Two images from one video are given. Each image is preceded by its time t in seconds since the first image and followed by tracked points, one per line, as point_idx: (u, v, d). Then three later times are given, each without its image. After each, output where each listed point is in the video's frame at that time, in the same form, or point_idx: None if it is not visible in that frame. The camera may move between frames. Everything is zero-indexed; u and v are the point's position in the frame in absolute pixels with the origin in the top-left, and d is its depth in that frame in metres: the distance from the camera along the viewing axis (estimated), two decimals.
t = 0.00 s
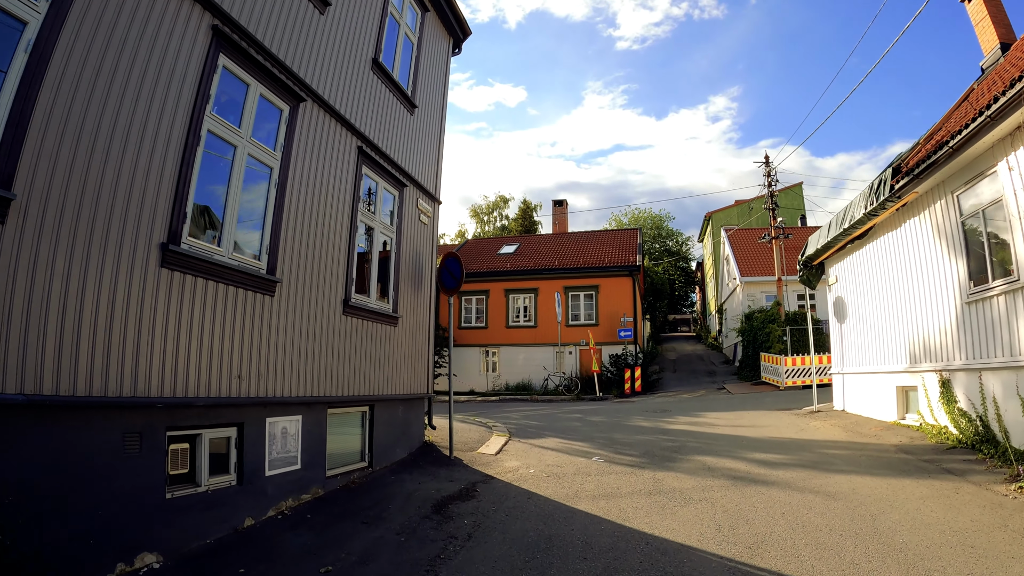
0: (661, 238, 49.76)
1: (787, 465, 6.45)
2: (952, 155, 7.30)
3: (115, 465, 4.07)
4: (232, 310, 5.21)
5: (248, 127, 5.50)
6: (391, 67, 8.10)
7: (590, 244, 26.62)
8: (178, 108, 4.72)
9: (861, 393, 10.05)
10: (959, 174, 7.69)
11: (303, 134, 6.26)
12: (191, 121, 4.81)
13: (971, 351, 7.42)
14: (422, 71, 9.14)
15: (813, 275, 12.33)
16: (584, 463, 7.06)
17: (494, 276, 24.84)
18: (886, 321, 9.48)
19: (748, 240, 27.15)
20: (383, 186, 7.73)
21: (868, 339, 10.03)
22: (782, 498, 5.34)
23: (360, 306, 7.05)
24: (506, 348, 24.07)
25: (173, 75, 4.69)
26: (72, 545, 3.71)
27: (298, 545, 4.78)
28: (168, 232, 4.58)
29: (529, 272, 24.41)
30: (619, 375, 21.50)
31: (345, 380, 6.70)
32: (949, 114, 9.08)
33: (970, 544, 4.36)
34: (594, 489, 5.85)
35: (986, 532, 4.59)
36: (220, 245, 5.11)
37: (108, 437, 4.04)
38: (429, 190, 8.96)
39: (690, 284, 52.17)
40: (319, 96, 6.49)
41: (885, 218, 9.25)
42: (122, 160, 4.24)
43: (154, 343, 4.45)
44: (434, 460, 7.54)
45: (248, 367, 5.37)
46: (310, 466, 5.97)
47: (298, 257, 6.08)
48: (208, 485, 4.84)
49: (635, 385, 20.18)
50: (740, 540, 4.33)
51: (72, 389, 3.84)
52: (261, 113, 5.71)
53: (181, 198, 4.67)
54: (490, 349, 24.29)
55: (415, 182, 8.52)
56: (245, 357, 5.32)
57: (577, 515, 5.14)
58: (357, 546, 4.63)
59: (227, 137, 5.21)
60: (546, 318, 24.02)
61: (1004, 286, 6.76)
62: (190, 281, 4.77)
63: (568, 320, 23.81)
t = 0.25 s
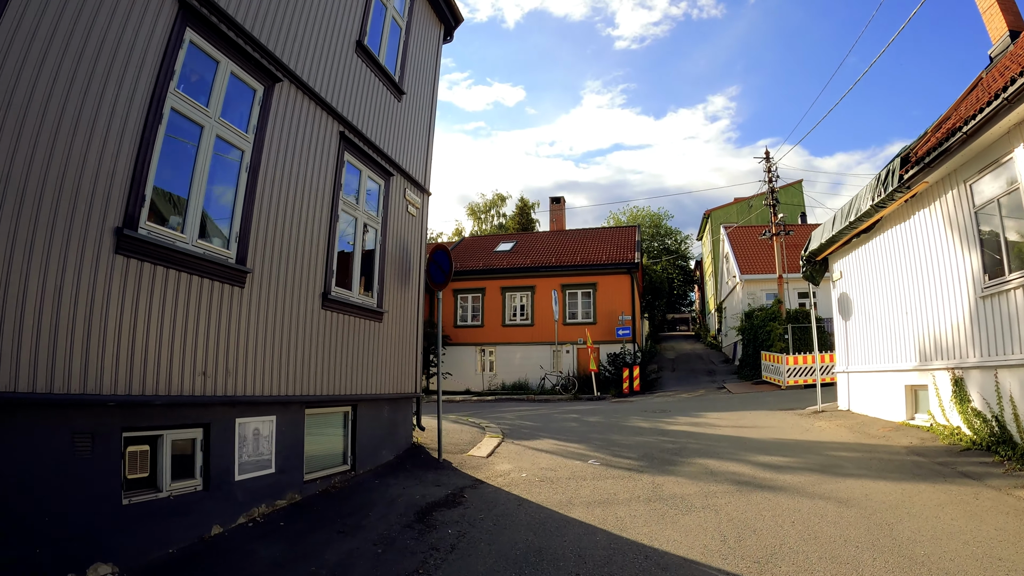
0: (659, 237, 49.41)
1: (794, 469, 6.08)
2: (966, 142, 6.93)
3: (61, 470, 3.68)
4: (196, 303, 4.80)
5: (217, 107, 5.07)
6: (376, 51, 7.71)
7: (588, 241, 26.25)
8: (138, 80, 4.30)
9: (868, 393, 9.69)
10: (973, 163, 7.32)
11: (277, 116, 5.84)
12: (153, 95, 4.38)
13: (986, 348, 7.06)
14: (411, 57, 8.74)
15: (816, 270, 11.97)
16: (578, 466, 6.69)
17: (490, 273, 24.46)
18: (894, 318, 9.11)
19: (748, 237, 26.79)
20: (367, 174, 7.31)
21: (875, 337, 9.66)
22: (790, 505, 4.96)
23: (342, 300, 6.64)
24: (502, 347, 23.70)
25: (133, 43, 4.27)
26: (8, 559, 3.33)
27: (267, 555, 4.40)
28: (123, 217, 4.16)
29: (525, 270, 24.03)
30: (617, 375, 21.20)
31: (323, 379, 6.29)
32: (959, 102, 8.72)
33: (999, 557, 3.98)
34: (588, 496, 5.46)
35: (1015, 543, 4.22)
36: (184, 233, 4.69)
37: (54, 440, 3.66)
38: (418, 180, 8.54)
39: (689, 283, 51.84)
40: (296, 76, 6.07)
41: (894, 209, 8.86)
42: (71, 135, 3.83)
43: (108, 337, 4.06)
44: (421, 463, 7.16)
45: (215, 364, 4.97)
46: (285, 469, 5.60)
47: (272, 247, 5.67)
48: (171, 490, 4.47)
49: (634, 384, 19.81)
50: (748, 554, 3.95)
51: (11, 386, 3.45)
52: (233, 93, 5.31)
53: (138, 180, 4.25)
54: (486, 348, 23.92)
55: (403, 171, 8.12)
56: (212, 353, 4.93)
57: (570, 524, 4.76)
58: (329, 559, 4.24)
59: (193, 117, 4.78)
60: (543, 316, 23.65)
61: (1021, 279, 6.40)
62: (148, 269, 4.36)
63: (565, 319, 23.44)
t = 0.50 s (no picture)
0: (658, 235, 49.06)
1: (802, 478, 5.72)
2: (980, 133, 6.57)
3: None
4: (155, 301, 4.41)
5: (180, 91, 4.71)
6: (359, 37, 7.31)
7: (585, 239, 25.88)
8: (89, 60, 3.95)
9: (875, 395, 9.33)
10: (988, 155, 6.95)
11: (247, 101, 5.44)
12: (106, 77, 4.04)
13: (1003, 350, 6.69)
14: (398, 45, 8.34)
15: (819, 269, 11.58)
16: (572, 474, 6.32)
17: (486, 271, 24.08)
18: (903, 317, 8.74)
19: (747, 235, 26.43)
20: (349, 166, 6.90)
21: (883, 337, 9.29)
22: (798, 520, 4.59)
23: (319, 299, 6.21)
24: (498, 346, 23.33)
25: (86, 20, 3.95)
26: None
27: None
28: (71, 207, 3.81)
29: (522, 268, 23.65)
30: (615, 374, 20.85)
31: (299, 383, 5.89)
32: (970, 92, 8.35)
33: None
34: (581, 509, 5.09)
35: None
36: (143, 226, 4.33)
37: None
38: (405, 174, 8.13)
39: (688, 282, 51.50)
40: (269, 59, 5.67)
41: (902, 204, 8.49)
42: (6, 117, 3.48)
43: (51, 340, 3.68)
44: (407, 470, 6.79)
45: (177, 368, 4.58)
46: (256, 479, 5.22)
47: (243, 241, 5.25)
48: (129, 503, 4.09)
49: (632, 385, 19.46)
50: None
51: None
52: (198, 75, 4.93)
53: (89, 167, 3.90)
54: (482, 347, 23.55)
55: (389, 164, 7.72)
56: (173, 356, 4.55)
57: (561, 541, 4.39)
58: None
59: (152, 101, 4.42)
60: (540, 315, 23.29)
61: None
62: (99, 264, 3.99)
63: (562, 317, 23.06)
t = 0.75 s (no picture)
0: (657, 233, 48.70)
1: (811, 483, 5.37)
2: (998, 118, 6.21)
3: None
4: (110, 290, 4.05)
5: (143, 66, 4.34)
6: (343, 17, 6.93)
7: (583, 236, 25.50)
8: (34, 27, 3.58)
9: (882, 395, 8.98)
10: (1004, 142, 6.60)
11: (218, 79, 5.06)
12: (55, 46, 3.67)
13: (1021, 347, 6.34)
14: (386, 28, 7.96)
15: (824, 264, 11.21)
16: (566, 478, 5.97)
17: (482, 269, 23.70)
18: (914, 314, 8.38)
19: (747, 232, 26.08)
20: (331, 153, 6.52)
21: (892, 335, 8.93)
22: (810, 531, 4.24)
23: (297, 292, 5.81)
24: (495, 345, 22.98)
25: None
26: None
27: None
28: (15, 187, 3.45)
29: (518, 265, 23.28)
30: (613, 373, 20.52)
31: (273, 382, 5.50)
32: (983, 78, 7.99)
33: None
34: (575, 517, 4.74)
35: None
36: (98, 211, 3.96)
37: None
38: (393, 163, 7.75)
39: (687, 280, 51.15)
40: (242, 35, 5.29)
41: (913, 196, 8.12)
42: None
43: None
44: (392, 474, 6.43)
45: (133, 364, 4.21)
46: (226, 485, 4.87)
47: (210, 228, 4.88)
48: (82, 511, 3.75)
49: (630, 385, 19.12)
50: None
51: None
52: (163, 50, 4.56)
53: (36, 143, 3.54)
54: (478, 346, 23.20)
55: (375, 152, 7.35)
56: (130, 352, 4.19)
57: (553, 553, 4.04)
58: None
59: (110, 75, 4.06)
60: (536, 313, 22.94)
61: None
62: (46, 251, 3.63)
63: (559, 315, 22.70)
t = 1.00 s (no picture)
0: (655, 231, 48.36)
1: (820, 495, 5.01)
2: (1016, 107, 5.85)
3: None
4: (54, 287, 3.66)
5: (95, 43, 3.98)
6: None
7: (580, 234, 25.13)
8: None
9: (890, 398, 8.63)
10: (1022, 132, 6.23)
11: (180, 59, 4.68)
12: None
13: None
14: (371, 12, 7.56)
15: (828, 262, 10.83)
16: (559, 487, 5.61)
17: (477, 267, 23.33)
18: (924, 313, 8.02)
19: (747, 230, 25.73)
20: (309, 142, 6.13)
21: (900, 335, 8.58)
22: (823, 551, 3.87)
23: (270, 290, 5.44)
24: (490, 344, 22.63)
25: None
26: None
27: None
28: None
29: (514, 263, 22.91)
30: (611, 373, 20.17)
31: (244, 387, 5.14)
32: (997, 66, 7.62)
33: None
34: (566, 534, 4.37)
35: None
36: (40, 199, 3.58)
37: None
38: (377, 155, 7.37)
39: (686, 279, 50.85)
40: (209, 13, 4.90)
41: (923, 189, 7.76)
42: None
43: None
44: (374, 482, 6.07)
45: (82, 368, 3.84)
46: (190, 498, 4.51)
47: (170, 219, 4.51)
48: (26, 528, 3.44)
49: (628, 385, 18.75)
50: None
51: None
52: (118, 25, 4.18)
53: None
54: (473, 345, 22.85)
55: (359, 142, 6.97)
56: (79, 355, 3.82)
57: None
58: None
59: (57, 53, 3.70)
60: (533, 312, 22.57)
61: None
62: None
63: (556, 314, 22.34)
